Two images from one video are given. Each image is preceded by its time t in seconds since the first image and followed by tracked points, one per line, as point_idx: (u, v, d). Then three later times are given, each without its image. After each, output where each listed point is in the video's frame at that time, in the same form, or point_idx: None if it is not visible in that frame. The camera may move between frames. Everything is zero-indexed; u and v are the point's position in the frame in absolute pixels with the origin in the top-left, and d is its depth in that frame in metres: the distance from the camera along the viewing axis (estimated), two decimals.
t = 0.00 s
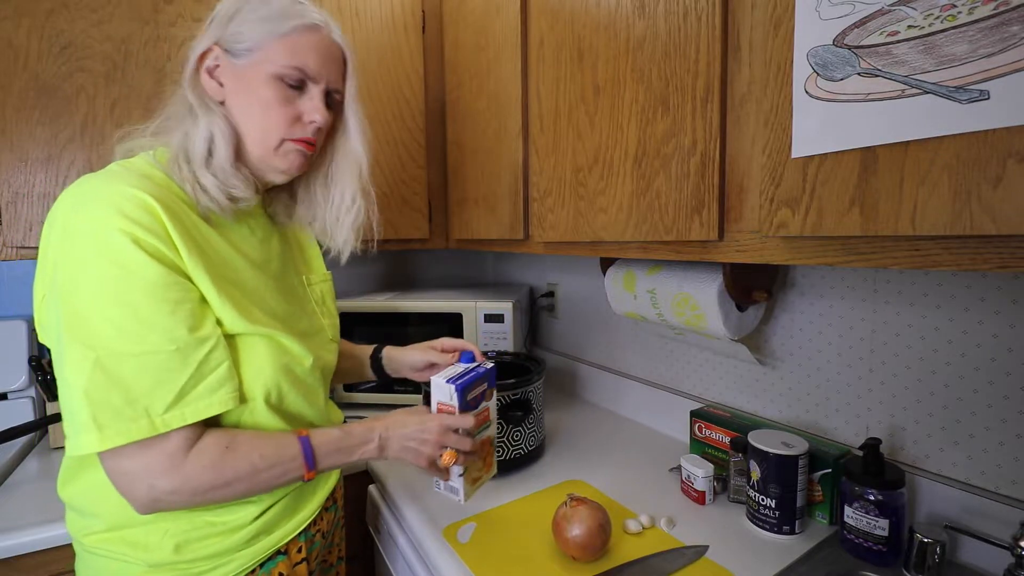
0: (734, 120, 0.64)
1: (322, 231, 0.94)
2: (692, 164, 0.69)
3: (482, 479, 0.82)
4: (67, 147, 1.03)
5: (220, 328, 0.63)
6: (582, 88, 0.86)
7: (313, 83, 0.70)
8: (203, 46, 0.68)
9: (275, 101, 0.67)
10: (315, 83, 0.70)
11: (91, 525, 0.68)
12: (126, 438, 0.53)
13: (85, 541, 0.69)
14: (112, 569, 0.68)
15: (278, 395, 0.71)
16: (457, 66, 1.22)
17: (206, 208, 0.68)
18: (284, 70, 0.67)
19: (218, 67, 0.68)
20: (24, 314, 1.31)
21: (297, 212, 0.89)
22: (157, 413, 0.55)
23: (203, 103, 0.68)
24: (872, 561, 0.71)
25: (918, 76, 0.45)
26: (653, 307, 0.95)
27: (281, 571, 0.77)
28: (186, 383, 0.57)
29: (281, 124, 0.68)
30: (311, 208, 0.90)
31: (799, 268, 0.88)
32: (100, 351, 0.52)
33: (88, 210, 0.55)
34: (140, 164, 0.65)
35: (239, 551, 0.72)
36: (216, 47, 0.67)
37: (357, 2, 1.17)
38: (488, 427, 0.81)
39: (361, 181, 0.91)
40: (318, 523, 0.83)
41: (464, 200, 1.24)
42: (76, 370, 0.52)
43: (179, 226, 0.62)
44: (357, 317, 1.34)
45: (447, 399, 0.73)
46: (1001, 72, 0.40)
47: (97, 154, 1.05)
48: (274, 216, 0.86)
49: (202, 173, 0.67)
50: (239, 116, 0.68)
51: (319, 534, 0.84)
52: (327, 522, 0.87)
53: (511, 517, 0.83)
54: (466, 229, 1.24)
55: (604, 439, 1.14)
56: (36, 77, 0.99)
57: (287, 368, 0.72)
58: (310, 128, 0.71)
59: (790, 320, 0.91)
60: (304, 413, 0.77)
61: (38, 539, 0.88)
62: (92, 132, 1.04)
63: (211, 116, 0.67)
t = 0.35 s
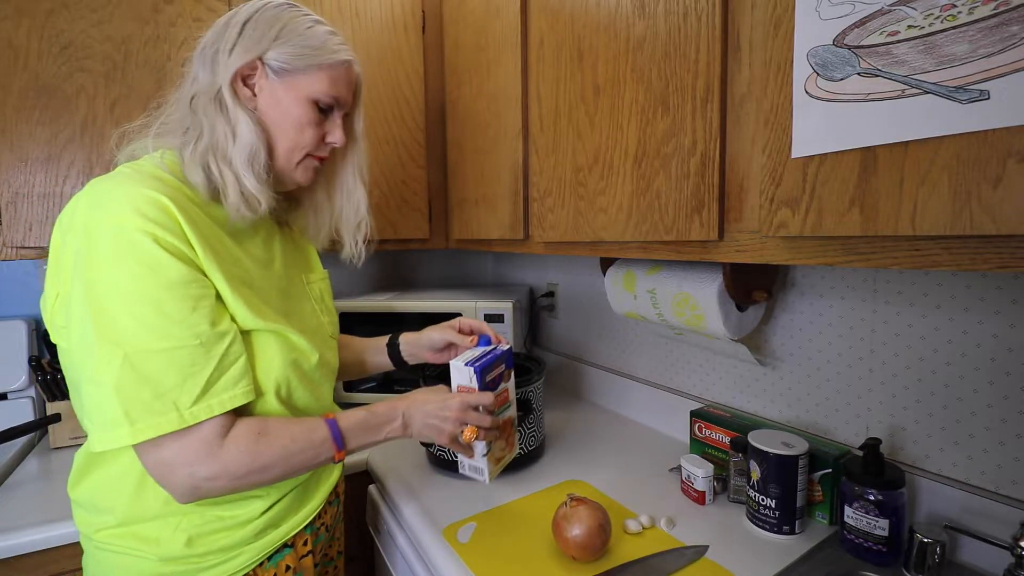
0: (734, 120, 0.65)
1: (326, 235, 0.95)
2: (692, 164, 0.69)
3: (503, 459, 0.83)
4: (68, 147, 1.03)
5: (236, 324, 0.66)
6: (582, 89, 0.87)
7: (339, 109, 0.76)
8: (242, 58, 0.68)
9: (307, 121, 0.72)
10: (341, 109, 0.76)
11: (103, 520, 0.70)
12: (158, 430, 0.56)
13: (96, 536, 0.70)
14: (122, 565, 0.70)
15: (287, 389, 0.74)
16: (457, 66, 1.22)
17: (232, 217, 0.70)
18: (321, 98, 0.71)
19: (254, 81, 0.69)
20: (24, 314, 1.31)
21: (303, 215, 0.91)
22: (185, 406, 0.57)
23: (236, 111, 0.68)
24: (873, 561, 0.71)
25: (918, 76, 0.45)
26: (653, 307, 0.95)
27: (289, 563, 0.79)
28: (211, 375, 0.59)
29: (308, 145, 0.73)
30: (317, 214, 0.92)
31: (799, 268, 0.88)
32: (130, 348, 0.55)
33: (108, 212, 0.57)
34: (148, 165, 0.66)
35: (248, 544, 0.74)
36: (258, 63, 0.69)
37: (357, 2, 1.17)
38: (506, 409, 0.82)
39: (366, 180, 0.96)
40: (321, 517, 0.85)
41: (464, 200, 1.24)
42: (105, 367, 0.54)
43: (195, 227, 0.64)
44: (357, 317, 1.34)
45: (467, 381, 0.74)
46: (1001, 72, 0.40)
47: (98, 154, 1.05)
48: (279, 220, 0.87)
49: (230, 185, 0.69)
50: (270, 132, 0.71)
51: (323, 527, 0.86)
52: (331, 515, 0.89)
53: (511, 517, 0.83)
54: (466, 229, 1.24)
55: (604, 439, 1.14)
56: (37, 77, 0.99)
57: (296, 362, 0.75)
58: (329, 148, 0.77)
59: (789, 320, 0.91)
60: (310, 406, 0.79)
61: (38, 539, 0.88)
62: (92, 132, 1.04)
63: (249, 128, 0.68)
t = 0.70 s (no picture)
0: (734, 120, 0.65)
1: (327, 236, 0.95)
2: (692, 164, 0.69)
3: (487, 505, 0.83)
4: (68, 147, 1.03)
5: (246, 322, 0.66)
6: (582, 88, 0.87)
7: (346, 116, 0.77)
8: (258, 60, 0.68)
9: (317, 125, 0.73)
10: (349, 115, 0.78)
11: (116, 515, 0.71)
12: (170, 426, 0.56)
13: (109, 532, 0.71)
14: (136, 559, 0.71)
15: (296, 387, 0.74)
16: (457, 66, 1.22)
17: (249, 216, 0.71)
18: (331, 103, 0.73)
19: (271, 83, 0.70)
20: (24, 314, 1.31)
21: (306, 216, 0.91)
22: (196, 402, 0.58)
23: (252, 110, 0.68)
24: (872, 561, 0.71)
25: (918, 76, 0.45)
26: (653, 307, 0.95)
27: (299, 557, 0.80)
28: (222, 372, 0.60)
29: (317, 148, 0.75)
30: (319, 216, 0.92)
31: (799, 268, 0.88)
32: (144, 345, 0.55)
33: (124, 210, 0.57)
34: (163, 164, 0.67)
35: (260, 538, 0.75)
36: (275, 67, 0.69)
37: (357, 2, 1.18)
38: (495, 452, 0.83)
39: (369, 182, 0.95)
40: (328, 511, 0.86)
41: (464, 200, 1.24)
42: (117, 363, 0.55)
43: (209, 225, 0.65)
44: (357, 317, 1.34)
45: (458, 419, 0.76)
46: (1002, 72, 0.40)
47: (97, 154, 1.05)
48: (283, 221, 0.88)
49: (248, 182, 0.69)
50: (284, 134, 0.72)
51: (330, 522, 0.87)
52: (337, 510, 0.90)
53: (511, 517, 0.83)
54: (466, 229, 1.24)
55: (604, 439, 1.15)
56: (37, 77, 1.00)
57: (305, 360, 0.75)
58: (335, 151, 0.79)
59: (790, 321, 0.91)
60: (318, 404, 0.80)
61: (38, 539, 0.88)
62: (92, 132, 1.04)
63: (265, 128, 0.68)
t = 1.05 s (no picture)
0: (734, 120, 0.65)
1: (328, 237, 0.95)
2: (692, 164, 0.69)
3: (488, 513, 0.82)
4: (68, 147, 1.03)
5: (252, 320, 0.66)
6: (582, 88, 0.87)
7: (348, 118, 0.78)
8: (270, 62, 0.69)
9: (324, 126, 0.74)
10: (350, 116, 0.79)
11: (123, 514, 0.71)
12: (179, 422, 0.56)
13: (116, 530, 0.71)
14: (144, 557, 0.71)
15: (302, 385, 0.74)
16: (457, 66, 1.22)
17: (262, 213, 0.71)
18: (336, 105, 0.74)
19: (282, 85, 0.70)
20: (25, 314, 1.31)
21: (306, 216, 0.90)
22: (203, 398, 0.58)
23: (265, 110, 0.68)
24: (872, 561, 0.71)
25: (918, 76, 0.45)
26: (653, 307, 0.95)
27: (304, 555, 0.81)
28: (229, 369, 0.60)
29: (323, 149, 0.76)
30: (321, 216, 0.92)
31: (799, 268, 0.88)
32: (152, 341, 0.55)
33: (131, 208, 0.58)
34: (169, 163, 0.67)
35: (266, 536, 0.75)
36: (286, 69, 0.70)
37: (357, 2, 1.18)
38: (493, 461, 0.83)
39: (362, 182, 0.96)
40: (334, 509, 0.86)
41: (464, 200, 1.24)
42: (125, 360, 0.55)
43: (216, 223, 0.65)
44: (357, 317, 1.34)
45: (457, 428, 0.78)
46: (1001, 72, 0.40)
47: (97, 154, 1.05)
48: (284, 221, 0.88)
49: (262, 180, 0.69)
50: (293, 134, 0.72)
51: (334, 520, 0.88)
52: (341, 508, 0.91)
53: (511, 517, 0.83)
54: (466, 229, 1.24)
55: (604, 439, 1.15)
56: (36, 77, 1.00)
57: (309, 357, 0.75)
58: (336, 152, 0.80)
59: (790, 320, 0.91)
60: (325, 402, 0.80)
61: (38, 539, 0.88)
62: (92, 132, 1.04)
63: (278, 126, 0.69)
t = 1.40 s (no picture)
0: (734, 120, 0.64)
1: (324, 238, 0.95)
2: (692, 164, 0.69)
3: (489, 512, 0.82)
4: (67, 147, 1.03)
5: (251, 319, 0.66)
6: (582, 88, 0.87)
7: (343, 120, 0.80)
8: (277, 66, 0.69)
9: (323, 129, 0.76)
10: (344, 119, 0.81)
11: (123, 514, 0.71)
12: (182, 421, 0.56)
13: (118, 531, 0.71)
14: (144, 557, 0.71)
15: (301, 381, 0.74)
16: (457, 67, 1.22)
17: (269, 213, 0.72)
18: (334, 109, 0.76)
19: (287, 88, 0.71)
20: (25, 314, 1.31)
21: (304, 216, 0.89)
22: (205, 397, 0.58)
23: (274, 112, 0.68)
24: (873, 561, 0.71)
25: (918, 76, 0.45)
26: (653, 307, 0.95)
27: (304, 553, 0.81)
28: (230, 367, 0.60)
29: (321, 150, 0.78)
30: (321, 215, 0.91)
31: (799, 268, 0.88)
32: (153, 340, 0.55)
33: (128, 208, 0.58)
34: (166, 163, 0.67)
35: (266, 535, 0.75)
36: (292, 73, 0.71)
37: (357, 2, 1.18)
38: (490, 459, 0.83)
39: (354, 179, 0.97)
40: (333, 507, 0.87)
41: (464, 200, 1.24)
42: (126, 359, 0.55)
43: (213, 223, 0.65)
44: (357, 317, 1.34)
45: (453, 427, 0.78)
46: (1001, 72, 0.40)
47: (97, 154, 1.05)
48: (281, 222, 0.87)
49: (270, 180, 0.69)
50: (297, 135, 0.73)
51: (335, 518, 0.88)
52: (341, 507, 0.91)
53: (511, 517, 0.83)
54: (466, 229, 1.24)
55: (604, 439, 1.15)
56: (37, 77, 1.00)
57: (307, 354, 0.75)
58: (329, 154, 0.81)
59: (790, 321, 0.91)
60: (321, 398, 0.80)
61: (38, 539, 0.88)
62: (92, 132, 1.04)
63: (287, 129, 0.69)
